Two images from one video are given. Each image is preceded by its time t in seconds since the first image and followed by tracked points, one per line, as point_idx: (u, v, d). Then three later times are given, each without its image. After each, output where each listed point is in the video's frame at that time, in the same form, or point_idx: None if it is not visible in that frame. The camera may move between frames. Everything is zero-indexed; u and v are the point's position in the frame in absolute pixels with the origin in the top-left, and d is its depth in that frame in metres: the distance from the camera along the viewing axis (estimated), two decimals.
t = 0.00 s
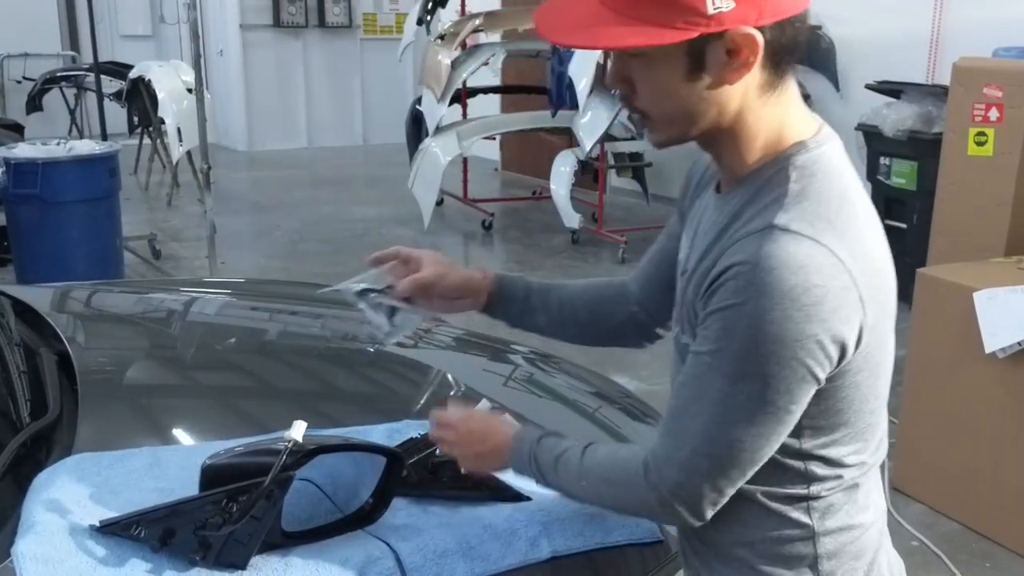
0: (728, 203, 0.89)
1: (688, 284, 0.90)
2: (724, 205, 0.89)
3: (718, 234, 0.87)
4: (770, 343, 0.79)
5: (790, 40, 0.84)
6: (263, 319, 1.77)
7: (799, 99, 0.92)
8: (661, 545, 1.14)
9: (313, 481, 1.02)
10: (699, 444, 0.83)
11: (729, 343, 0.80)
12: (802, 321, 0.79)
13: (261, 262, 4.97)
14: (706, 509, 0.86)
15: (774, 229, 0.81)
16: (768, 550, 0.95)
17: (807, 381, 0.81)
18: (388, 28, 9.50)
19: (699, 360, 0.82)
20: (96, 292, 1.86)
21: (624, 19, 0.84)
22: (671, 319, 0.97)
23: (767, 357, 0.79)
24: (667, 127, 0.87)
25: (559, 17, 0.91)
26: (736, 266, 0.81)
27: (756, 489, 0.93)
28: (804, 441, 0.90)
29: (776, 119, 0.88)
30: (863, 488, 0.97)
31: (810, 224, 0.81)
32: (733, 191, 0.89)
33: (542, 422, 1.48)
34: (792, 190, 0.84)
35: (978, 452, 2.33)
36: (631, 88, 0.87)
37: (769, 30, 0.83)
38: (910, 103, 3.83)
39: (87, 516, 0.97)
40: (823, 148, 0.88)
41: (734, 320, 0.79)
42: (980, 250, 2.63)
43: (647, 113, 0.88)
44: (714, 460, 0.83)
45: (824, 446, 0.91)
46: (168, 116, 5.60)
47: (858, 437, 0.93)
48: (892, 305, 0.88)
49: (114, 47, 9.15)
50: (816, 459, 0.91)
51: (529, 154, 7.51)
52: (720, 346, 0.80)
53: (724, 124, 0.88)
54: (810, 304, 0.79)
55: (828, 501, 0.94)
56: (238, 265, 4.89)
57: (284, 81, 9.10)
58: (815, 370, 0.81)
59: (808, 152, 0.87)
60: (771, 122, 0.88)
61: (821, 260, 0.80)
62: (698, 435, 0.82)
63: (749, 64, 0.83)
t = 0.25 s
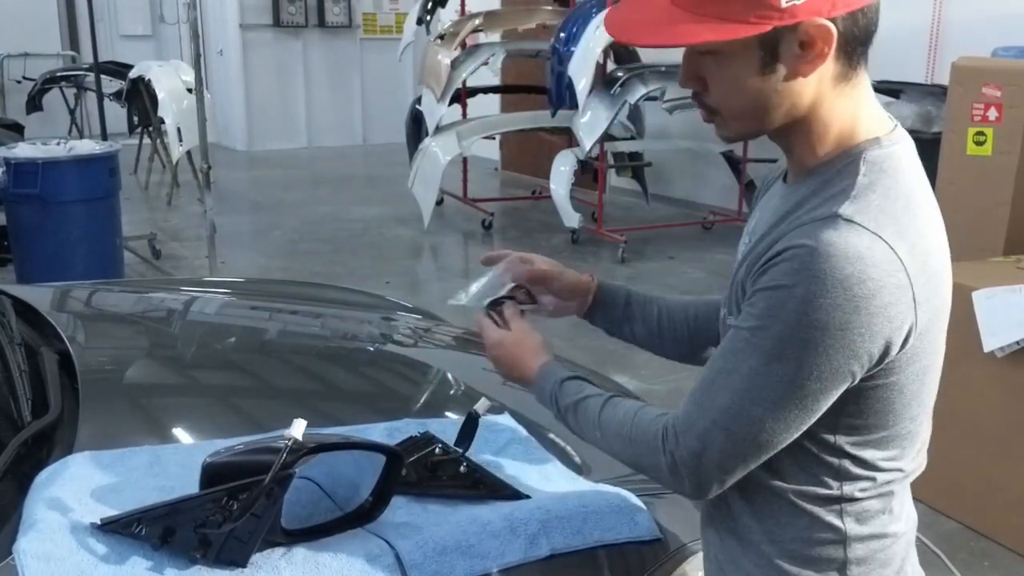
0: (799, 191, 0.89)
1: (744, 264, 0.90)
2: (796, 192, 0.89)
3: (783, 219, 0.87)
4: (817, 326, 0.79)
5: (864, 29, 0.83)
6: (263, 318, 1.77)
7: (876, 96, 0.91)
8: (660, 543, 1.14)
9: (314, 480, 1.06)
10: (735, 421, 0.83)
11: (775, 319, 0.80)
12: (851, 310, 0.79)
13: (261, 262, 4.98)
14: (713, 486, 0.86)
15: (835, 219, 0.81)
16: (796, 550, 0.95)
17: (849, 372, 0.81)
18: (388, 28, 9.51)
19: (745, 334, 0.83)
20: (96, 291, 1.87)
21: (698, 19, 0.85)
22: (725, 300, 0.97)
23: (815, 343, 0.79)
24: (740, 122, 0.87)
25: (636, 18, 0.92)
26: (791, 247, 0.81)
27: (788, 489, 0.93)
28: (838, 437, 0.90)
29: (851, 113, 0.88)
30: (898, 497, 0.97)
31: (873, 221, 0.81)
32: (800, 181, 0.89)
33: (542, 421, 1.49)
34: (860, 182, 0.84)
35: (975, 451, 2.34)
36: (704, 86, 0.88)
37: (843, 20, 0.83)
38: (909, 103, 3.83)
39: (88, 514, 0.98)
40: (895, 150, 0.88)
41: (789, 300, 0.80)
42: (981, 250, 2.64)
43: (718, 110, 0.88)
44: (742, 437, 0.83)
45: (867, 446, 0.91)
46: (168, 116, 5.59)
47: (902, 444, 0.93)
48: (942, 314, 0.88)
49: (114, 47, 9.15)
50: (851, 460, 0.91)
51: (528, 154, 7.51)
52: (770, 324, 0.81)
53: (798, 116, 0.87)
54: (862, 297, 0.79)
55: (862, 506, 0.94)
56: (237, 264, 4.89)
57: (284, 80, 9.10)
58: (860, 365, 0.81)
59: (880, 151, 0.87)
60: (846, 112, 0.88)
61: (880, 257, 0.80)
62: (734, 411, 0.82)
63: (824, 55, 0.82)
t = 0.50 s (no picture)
0: (826, 202, 0.90)
1: (795, 281, 0.89)
2: (825, 201, 0.90)
3: (828, 229, 0.87)
4: (893, 332, 0.78)
5: (892, 35, 0.85)
6: (263, 317, 1.78)
7: (900, 102, 0.92)
8: (657, 539, 1.15)
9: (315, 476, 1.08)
10: (827, 449, 0.80)
11: (848, 333, 0.79)
12: (920, 310, 0.78)
13: (261, 261, 4.99)
14: (826, 523, 0.83)
15: (892, 219, 0.80)
16: (837, 550, 0.94)
17: (925, 375, 0.80)
18: (388, 28, 9.53)
19: (816, 353, 0.81)
20: (96, 290, 1.87)
21: (724, 27, 0.87)
22: (767, 317, 0.94)
23: (892, 352, 0.78)
24: (766, 130, 0.88)
25: (660, 33, 0.93)
26: (853, 256, 0.80)
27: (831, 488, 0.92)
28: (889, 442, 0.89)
29: (877, 117, 0.89)
30: (935, 498, 0.96)
31: (927, 215, 0.81)
32: (833, 185, 0.90)
33: (540, 420, 1.50)
34: (902, 181, 0.84)
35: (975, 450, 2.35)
36: (729, 93, 0.89)
37: (873, 28, 0.84)
38: (907, 103, 3.84)
39: (89, 510, 0.99)
40: (924, 146, 0.88)
41: (862, 314, 0.78)
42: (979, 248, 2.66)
43: (746, 116, 0.89)
44: (841, 465, 0.80)
45: (917, 443, 0.90)
46: (168, 116, 5.59)
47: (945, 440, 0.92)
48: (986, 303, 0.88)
49: (114, 47, 9.16)
50: (899, 457, 0.90)
51: (528, 154, 7.52)
52: (843, 341, 0.79)
53: (828, 123, 0.88)
54: (930, 294, 0.78)
55: (903, 506, 0.93)
56: (237, 264, 4.90)
57: (284, 80, 9.12)
58: (936, 365, 0.80)
59: (912, 148, 0.87)
60: (874, 118, 0.89)
61: (940, 251, 0.79)
62: (824, 438, 0.80)
63: (854, 61, 0.84)
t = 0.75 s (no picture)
0: (828, 208, 0.92)
1: (832, 283, 0.88)
2: (829, 206, 0.92)
3: (861, 227, 0.87)
4: (963, 319, 0.79)
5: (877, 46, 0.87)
6: (258, 315, 1.78)
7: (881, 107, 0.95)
8: (651, 534, 1.16)
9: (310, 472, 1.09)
10: (901, 442, 0.81)
11: (917, 328, 0.79)
12: (982, 293, 0.80)
13: (256, 260, 4.99)
14: (899, 512, 0.85)
15: (936, 210, 0.82)
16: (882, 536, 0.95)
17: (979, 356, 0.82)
18: (382, 27, 9.52)
19: (880, 351, 0.81)
20: (91, 288, 1.88)
21: (711, 40, 0.89)
22: (794, 324, 0.93)
23: (958, 340, 0.79)
24: (751, 139, 0.89)
25: (653, 45, 0.95)
26: (910, 248, 0.80)
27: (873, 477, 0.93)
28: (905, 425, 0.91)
29: (863, 126, 0.91)
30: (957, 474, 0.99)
31: (962, 202, 0.84)
32: (841, 183, 0.91)
33: (534, 416, 1.50)
34: (920, 176, 0.86)
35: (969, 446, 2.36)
36: (717, 103, 0.90)
37: (859, 40, 0.86)
38: (901, 101, 3.85)
39: (86, 505, 0.99)
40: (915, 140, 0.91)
41: (929, 308, 0.79)
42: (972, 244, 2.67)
43: (729, 125, 0.90)
44: (915, 454, 0.81)
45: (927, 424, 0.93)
46: (163, 115, 5.55)
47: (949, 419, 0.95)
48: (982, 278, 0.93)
49: (107, 46, 9.14)
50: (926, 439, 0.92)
51: (523, 152, 7.53)
52: (909, 337, 0.79)
53: (817, 130, 0.90)
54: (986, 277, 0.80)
55: (938, 486, 0.95)
56: (232, 263, 4.90)
57: (279, 79, 9.11)
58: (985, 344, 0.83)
59: (909, 141, 0.90)
60: (865, 125, 0.91)
61: (982, 235, 0.82)
62: (899, 433, 0.81)
63: (841, 72, 0.86)
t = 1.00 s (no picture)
0: (814, 208, 0.92)
1: (826, 282, 0.89)
2: (815, 206, 0.92)
3: (853, 226, 0.88)
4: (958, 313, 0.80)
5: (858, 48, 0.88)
6: (254, 314, 1.79)
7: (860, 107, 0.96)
8: (648, 531, 1.16)
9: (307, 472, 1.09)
10: (902, 435, 0.82)
11: (915, 324, 0.80)
12: (975, 286, 0.81)
13: (252, 259, 4.98)
14: (899, 504, 0.85)
15: (927, 208, 0.84)
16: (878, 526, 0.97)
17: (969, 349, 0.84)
18: (378, 26, 9.51)
19: (878, 349, 0.82)
20: (87, 288, 1.88)
21: (694, 50, 0.89)
22: (788, 324, 0.93)
23: (954, 333, 0.80)
24: (738, 146, 0.90)
25: (637, 54, 0.95)
26: (907, 246, 0.82)
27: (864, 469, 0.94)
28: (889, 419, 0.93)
29: (844, 126, 0.92)
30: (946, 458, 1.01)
31: (947, 200, 0.86)
32: (825, 185, 0.92)
33: (530, 415, 1.50)
34: (906, 175, 0.88)
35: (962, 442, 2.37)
36: (702, 111, 0.90)
37: (841, 44, 0.87)
38: (895, 100, 3.86)
39: (83, 504, 0.99)
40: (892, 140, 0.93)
41: (926, 304, 0.80)
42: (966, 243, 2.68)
43: (715, 132, 0.90)
44: (917, 446, 0.82)
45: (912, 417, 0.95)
46: (158, 115, 5.52)
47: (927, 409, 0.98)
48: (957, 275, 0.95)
49: (102, 45, 9.13)
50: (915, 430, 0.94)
51: (519, 151, 7.53)
52: (908, 333, 0.80)
53: (801, 133, 0.91)
54: (977, 273, 0.82)
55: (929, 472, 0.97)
56: (227, 262, 4.90)
57: (274, 78, 9.10)
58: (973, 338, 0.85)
59: (889, 141, 0.92)
60: (846, 126, 0.92)
61: (969, 231, 0.84)
62: (900, 427, 0.82)
63: (823, 76, 0.87)
